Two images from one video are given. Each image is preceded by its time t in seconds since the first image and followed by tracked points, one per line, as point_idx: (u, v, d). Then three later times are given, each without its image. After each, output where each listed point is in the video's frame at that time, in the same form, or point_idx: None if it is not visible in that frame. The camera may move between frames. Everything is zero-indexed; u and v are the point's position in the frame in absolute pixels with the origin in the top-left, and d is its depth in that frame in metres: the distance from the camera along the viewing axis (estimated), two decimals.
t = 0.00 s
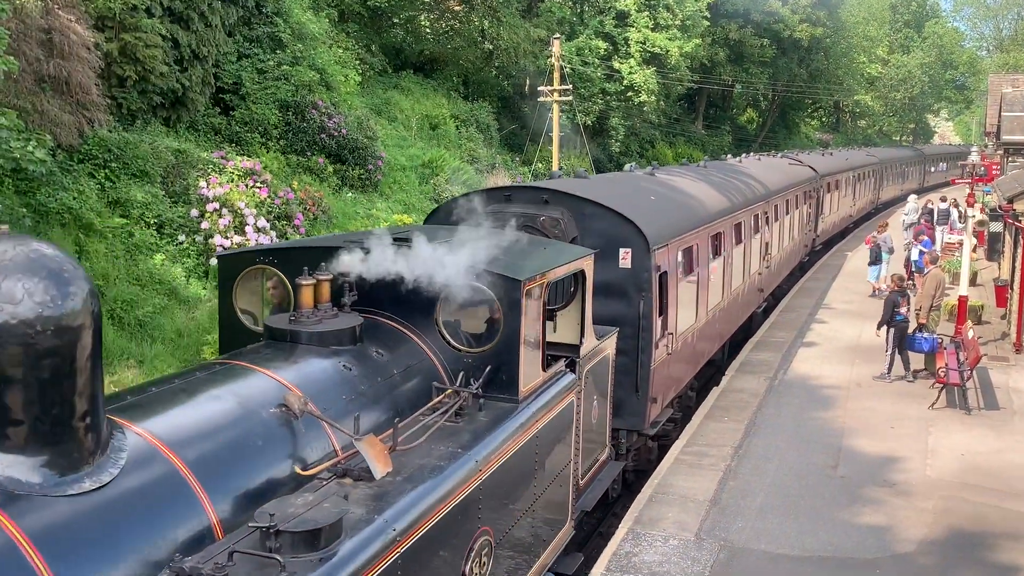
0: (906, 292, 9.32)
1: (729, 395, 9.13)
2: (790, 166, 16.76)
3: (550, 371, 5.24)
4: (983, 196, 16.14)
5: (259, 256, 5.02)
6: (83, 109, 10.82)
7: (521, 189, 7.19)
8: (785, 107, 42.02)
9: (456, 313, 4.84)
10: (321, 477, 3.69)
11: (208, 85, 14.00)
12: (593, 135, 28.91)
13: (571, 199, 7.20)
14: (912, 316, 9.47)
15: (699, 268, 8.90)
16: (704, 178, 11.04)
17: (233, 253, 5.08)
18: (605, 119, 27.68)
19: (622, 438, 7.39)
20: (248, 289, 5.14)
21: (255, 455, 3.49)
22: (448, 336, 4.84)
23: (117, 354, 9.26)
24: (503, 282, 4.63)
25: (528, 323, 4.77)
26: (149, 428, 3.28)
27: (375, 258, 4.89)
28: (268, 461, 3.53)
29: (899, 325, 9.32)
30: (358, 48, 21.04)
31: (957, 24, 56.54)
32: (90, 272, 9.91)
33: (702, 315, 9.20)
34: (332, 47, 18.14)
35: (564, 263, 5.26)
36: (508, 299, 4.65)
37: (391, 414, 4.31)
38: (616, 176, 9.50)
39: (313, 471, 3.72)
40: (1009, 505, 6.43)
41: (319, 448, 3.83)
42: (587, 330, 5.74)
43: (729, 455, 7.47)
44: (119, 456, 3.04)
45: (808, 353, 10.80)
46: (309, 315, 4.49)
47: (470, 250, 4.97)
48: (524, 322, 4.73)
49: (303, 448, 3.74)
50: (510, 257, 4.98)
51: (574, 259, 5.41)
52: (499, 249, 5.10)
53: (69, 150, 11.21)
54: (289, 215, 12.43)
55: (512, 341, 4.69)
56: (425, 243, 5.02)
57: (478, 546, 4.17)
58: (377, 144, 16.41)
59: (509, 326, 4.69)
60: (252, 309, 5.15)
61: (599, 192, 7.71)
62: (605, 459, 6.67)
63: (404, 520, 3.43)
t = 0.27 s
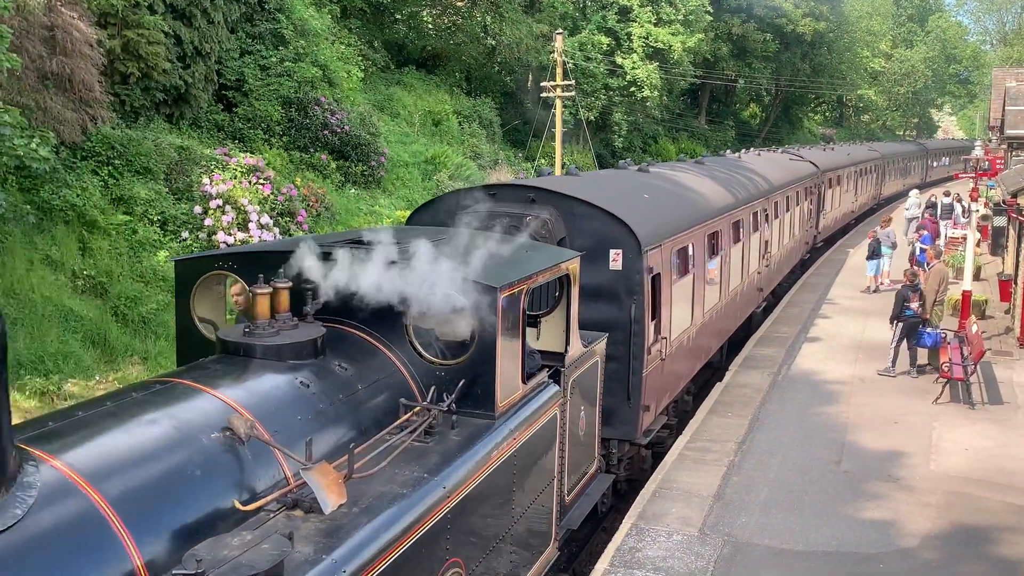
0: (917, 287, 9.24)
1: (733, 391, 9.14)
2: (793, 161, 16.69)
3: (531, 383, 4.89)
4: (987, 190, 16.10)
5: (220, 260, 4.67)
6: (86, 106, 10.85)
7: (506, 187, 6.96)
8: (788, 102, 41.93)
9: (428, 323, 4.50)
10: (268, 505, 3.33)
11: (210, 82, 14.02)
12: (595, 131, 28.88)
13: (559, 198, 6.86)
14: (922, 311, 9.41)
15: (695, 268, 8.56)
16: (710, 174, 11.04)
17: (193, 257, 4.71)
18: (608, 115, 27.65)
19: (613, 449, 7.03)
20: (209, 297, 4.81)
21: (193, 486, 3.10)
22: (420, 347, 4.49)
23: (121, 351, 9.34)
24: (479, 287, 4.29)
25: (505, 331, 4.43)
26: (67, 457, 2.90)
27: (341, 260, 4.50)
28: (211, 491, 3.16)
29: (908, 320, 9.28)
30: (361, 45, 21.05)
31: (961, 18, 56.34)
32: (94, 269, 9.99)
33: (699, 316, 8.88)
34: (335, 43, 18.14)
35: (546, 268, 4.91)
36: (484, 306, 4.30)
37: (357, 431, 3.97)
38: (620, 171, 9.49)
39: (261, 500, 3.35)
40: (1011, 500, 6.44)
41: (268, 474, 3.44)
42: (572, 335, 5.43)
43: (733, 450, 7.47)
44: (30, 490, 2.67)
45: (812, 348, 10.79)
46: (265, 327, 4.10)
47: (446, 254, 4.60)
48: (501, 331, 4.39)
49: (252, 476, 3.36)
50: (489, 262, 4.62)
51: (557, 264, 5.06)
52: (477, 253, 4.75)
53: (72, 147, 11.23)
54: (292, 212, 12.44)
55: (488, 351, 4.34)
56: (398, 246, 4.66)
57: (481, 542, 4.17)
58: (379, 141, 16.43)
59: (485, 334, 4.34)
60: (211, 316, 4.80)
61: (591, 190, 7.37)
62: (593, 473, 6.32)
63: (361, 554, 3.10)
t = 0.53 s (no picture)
0: (925, 284, 9.26)
1: (736, 388, 9.14)
2: (797, 159, 16.65)
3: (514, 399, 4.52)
4: (992, 188, 16.08)
5: (174, 268, 4.42)
6: (90, 105, 10.87)
7: (491, 187, 6.69)
8: (792, 99, 41.87)
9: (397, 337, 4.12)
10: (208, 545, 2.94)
11: (214, 80, 14.05)
12: (599, 129, 28.87)
13: (547, 198, 6.55)
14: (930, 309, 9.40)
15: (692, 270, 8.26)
16: (715, 171, 11.04)
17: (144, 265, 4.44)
18: (612, 112, 27.63)
19: (603, 462, 6.65)
20: (165, 303, 4.56)
21: (118, 526, 2.74)
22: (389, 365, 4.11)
23: (126, 349, 9.42)
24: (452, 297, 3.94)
25: (481, 344, 4.07)
26: None
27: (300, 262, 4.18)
28: (143, 529, 2.81)
29: (915, 317, 9.27)
30: (364, 43, 21.06)
31: (966, 15, 56.19)
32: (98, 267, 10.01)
33: (696, 320, 8.59)
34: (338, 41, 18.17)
35: (528, 273, 4.53)
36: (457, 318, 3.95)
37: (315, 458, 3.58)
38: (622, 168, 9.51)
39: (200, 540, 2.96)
40: (1015, 497, 6.43)
41: (209, 508, 3.07)
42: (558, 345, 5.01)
43: (736, 447, 7.47)
44: None
45: (816, 346, 10.79)
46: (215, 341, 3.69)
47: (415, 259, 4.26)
48: (477, 344, 4.03)
49: (191, 511, 3.00)
50: (462, 268, 4.26)
51: (540, 269, 4.67)
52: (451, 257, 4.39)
53: (77, 145, 11.27)
54: (296, 210, 12.48)
55: (462, 367, 3.98)
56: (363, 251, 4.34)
57: (486, 541, 4.12)
58: (383, 139, 16.45)
59: (460, 349, 3.99)
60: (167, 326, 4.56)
61: (582, 191, 7.06)
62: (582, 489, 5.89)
63: None
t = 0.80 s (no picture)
0: (930, 284, 9.27)
1: (742, 388, 9.13)
2: (802, 158, 16.61)
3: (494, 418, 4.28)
4: (999, 187, 16.02)
5: (126, 278, 4.00)
6: (96, 104, 10.92)
7: (476, 190, 6.41)
8: (798, 98, 41.76)
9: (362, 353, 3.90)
10: None
11: (219, 80, 14.09)
12: (604, 128, 28.84)
13: (534, 201, 6.30)
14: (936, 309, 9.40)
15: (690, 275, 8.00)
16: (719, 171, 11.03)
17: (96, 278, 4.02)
18: (617, 111, 27.59)
19: (595, 478, 6.36)
20: (116, 315, 4.10)
21: (27, 575, 2.46)
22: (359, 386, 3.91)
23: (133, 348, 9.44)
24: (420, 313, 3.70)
25: (454, 363, 3.82)
26: None
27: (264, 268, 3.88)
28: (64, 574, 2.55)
29: (920, 316, 9.32)
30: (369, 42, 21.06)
31: (972, 13, 55.98)
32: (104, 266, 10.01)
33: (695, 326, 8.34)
34: (343, 41, 18.20)
35: (509, 284, 4.28)
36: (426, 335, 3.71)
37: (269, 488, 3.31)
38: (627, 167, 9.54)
39: None
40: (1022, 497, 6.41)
41: (141, 550, 2.79)
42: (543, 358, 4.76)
43: (742, 447, 7.47)
44: None
45: (822, 345, 10.77)
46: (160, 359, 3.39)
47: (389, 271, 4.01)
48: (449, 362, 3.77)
49: (121, 552, 2.74)
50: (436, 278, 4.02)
51: (522, 278, 4.42)
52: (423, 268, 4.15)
53: (82, 145, 11.33)
54: (302, 211, 12.25)
55: (432, 387, 3.74)
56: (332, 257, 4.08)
57: (487, 542, 4.08)
58: (388, 138, 16.48)
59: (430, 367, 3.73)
60: (119, 340, 4.10)
61: (573, 194, 6.79)
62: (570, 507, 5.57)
63: None
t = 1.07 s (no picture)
0: (933, 285, 9.23)
1: (747, 389, 9.11)
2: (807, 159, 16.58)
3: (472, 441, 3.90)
4: (1005, 188, 15.98)
5: (72, 289, 3.83)
6: (102, 105, 10.95)
7: (460, 193, 6.05)
8: (803, 99, 41.71)
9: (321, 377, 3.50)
10: None
11: (225, 81, 14.15)
12: (609, 129, 28.83)
13: (523, 205, 5.97)
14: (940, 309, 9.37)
15: (687, 283, 7.71)
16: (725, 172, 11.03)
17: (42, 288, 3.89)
18: (622, 112, 27.57)
19: (585, 496, 6.06)
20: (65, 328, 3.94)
21: None
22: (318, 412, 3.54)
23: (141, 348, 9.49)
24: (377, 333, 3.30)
25: (422, 385, 3.42)
26: None
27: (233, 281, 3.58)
28: None
29: (924, 316, 9.29)
30: (374, 42, 21.08)
31: (978, 14, 55.84)
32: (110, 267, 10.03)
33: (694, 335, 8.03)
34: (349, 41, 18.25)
35: (486, 294, 3.88)
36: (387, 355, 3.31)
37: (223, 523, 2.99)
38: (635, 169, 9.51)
39: None
40: None
41: None
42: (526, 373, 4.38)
43: (747, 448, 7.45)
44: None
45: (827, 346, 10.75)
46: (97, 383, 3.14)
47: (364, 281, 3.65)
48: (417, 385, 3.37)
49: None
50: (409, 290, 3.63)
51: (502, 289, 4.02)
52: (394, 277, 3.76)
53: (88, 146, 11.38)
54: (306, 210, 12.39)
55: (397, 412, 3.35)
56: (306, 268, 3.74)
57: (492, 541, 4.01)
58: (393, 139, 16.53)
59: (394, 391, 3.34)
60: (67, 355, 3.93)
61: (563, 197, 6.46)
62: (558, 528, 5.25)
63: None
